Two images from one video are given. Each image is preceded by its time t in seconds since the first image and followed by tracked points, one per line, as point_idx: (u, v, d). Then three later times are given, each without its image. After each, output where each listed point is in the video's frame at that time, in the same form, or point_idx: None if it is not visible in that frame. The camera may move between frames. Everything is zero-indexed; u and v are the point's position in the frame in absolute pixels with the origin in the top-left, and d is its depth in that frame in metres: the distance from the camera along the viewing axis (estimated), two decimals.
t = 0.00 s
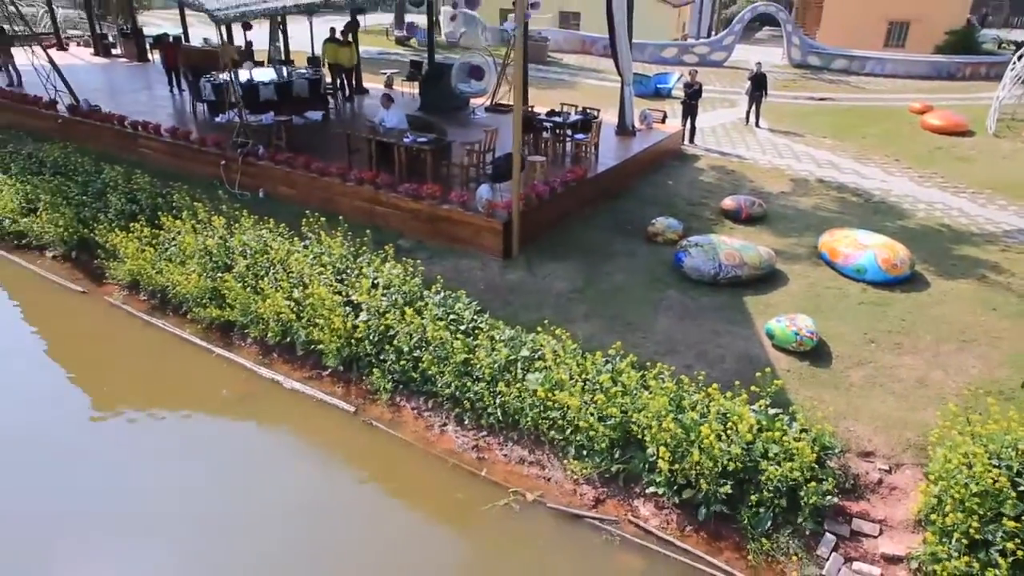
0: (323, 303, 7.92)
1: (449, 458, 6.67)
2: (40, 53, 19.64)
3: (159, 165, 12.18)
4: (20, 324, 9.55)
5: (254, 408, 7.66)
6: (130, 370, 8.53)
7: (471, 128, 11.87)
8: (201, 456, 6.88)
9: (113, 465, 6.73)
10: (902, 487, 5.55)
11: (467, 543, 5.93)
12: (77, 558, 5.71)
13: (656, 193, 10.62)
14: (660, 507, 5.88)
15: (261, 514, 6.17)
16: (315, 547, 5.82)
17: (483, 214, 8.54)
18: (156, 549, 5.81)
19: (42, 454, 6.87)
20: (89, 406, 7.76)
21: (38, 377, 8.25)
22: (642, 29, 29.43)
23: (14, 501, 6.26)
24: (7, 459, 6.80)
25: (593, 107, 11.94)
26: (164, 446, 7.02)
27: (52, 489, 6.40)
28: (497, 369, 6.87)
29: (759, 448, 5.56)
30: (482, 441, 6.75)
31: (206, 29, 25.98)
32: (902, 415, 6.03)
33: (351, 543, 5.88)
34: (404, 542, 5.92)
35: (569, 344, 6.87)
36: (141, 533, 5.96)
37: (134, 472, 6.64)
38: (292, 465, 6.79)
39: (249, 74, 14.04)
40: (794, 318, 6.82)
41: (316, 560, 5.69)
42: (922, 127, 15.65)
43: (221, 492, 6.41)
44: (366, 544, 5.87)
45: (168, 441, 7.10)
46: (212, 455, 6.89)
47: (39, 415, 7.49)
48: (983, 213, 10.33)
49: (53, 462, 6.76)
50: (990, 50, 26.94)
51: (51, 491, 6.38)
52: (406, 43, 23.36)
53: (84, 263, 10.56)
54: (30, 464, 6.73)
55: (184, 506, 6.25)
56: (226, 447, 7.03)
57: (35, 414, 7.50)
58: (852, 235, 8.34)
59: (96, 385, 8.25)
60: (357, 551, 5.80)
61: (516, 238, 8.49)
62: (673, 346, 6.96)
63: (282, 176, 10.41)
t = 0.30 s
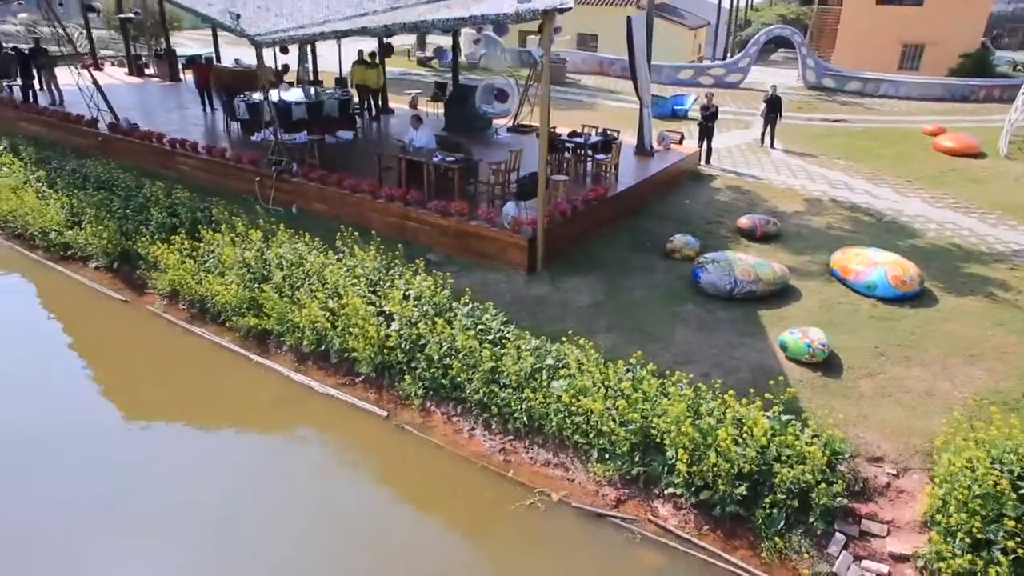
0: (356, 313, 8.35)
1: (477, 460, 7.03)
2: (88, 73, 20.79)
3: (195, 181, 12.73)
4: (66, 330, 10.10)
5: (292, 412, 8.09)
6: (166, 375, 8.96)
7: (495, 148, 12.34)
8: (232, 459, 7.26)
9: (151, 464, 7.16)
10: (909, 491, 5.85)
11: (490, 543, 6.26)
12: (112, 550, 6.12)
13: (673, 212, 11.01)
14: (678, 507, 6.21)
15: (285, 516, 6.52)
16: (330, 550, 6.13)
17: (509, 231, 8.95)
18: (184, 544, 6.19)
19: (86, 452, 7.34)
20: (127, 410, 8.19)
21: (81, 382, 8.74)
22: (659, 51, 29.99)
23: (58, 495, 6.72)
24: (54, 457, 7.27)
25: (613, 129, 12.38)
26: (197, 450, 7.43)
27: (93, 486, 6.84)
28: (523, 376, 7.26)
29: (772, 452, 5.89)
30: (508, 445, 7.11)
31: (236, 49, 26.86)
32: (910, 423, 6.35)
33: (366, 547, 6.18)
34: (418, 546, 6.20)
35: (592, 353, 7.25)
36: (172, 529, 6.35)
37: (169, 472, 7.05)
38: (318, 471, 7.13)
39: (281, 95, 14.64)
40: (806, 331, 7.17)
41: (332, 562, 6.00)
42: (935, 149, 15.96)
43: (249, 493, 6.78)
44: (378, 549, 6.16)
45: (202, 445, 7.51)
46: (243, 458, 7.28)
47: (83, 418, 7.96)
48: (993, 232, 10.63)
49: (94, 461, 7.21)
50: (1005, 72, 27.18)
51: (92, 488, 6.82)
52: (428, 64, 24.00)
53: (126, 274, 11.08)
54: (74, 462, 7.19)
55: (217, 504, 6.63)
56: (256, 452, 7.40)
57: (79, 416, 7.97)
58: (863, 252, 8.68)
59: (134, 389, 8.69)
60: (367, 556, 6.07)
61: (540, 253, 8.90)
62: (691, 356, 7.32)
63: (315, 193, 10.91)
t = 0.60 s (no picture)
0: (379, 326, 8.73)
1: (496, 466, 7.34)
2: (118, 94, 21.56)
3: (220, 200, 13.22)
4: (94, 343, 10.51)
5: (317, 421, 8.43)
6: (190, 386, 9.31)
7: (509, 168, 12.76)
8: (255, 466, 7.59)
9: (180, 471, 7.50)
10: (909, 497, 6.14)
11: (509, 546, 6.56)
12: (145, 550, 6.44)
13: (683, 231, 11.38)
14: (689, 512, 6.49)
15: (307, 519, 6.82)
16: (349, 552, 6.42)
17: (526, 249, 9.34)
18: (211, 545, 6.51)
19: (116, 460, 7.69)
20: (151, 421, 8.53)
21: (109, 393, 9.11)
22: (668, 74, 30.53)
23: (90, 499, 7.05)
24: (85, 463, 7.61)
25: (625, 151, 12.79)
26: (222, 458, 7.76)
27: (124, 491, 7.18)
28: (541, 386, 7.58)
29: (779, 459, 6.19)
30: (526, 452, 7.42)
31: (256, 72, 27.57)
32: (912, 433, 6.64)
33: (384, 550, 6.47)
34: (432, 550, 6.48)
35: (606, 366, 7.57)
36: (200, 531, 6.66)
37: (196, 479, 7.38)
38: (339, 479, 7.45)
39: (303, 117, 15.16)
40: (811, 345, 7.49)
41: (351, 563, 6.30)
42: (939, 172, 16.29)
43: (272, 498, 7.10)
44: (396, 552, 6.45)
45: (227, 454, 7.84)
46: (265, 465, 7.60)
47: (111, 427, 8.32)
48: (994, 252, 10.93)
49: (123, 468, 7.55)
50: (1010, 96, 27.53)
51: (124, 492, 7.16)
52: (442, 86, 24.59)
53: (154, 288, 11.51)
54: (104, 468, 7.54)
55: (248, 507, 6.97)
56: (278, 460, 7.72)
57: (108, 425, 8.34)
58: (867, 271, 9.01)
59: (159, 399, 9.03)
60: (384, 558, 6.36)
61: (556, 270, 9.27)
62: (701, 369, 7.64)
63: (337, 211, 11.33)
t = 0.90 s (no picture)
0: (404, 336, 9.15)
1: (516, 468, 7.71)
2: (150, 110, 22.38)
3: (248, 214, 13.76)
4: (126, 350, 10.97)
5: (345, 425, 8.85)
6: (218, 393, 9.72)
7: (526, 186, 13.21)
8: (287, 468, 7.99)
9: (216, 471, 7.92)
10: (910, 499, 6.47)
11: (528, 545, 6.92)
12: (184, 544, 6.81)
13: (695, 248, 11.78)
14: (699, 512, 6.84)
15: (336, 518, 7.20)
16: (376, 549, 6.79)
17: (543, 263, 9.77)
18: (245, 540, 6.88)
19: (152, 460, 8.09)
20: (181, 426, 8.91)
21: (142, 398, 9.53)
22: (680, 94, 31.06)
23: (132, 496, 7.46)
24: (125, 462, 8.03)
25: (638, 170, 13.22)
26: (252, 460, 8.16)
27: (161, 489, 7.57)
28: (559, 393, 7.96)
29: (786, 462, 6.54)
30: (544, 456, 7.78)
31: (278, 90, 28.32)
32: (913, 440, 6.97)
33: (411, 547, 6.84)
34: (456, 548, 6.85)
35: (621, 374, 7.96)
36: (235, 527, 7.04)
37: (230, 479, 7.78)
38: (364, 481, 7.84)
39: (327, 134, 15.71)
40: (817, 356, 7.85)
41: (378, 560, 6.65)
42: (946, 192, 16.62)
43: (300, 498, 7.47)
44: (422, 549, 6.82)
45: (260, 455, 8.26)
46: (294, 468, 7.99)
47: (149, 429, 8.76)
48: (997, 270, 11.26)
49: (159, 468, 7.95)
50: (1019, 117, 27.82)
51: (162, 490, 7.56)
52: (459, 105, 25.20)
53: (185, 298, 12.00)
54: (142, 468, 7.94)
55: (281, 505, 7.36)
56: (306, 463, 8.11)
57: (144, 427, 8.76)
58: (872, 286, 9.38)
59: (188, 405, 9.43)
60: (411, 555, 6.73)
61: (573, 283, 9.69)
62: (712, 377, 8.02)
63: (362, 226, 11.82)
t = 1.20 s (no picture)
0: (428, 338, 9.55)
1: (536, 465, 8.07)
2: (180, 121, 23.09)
3: (275, 222, 14.26)
4: (159, 352, 11.43)
5: (372, 423, 9.26)
6: (246, 392, 10.14)
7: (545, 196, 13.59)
8: (317, 464, 8.40)
9: (251, 467, 8.34)
10: (916, 497, 6.75)
11: (548, 538, 7.26)
12: (222, 535, 7.22)
13: (709, 257, 12.11)
14: (712, 508, 7.15)
15: (363, 512, 7.58)
16: (402, 542, 7.15)
17: (563, 270, 10.16)
18: (280, 532, 7.27)
19: (188, 458, 8.51)
20: (216, 424, 9.36)
21: (175, 399, 9.95)
22: (695, 106, 31.42)
23: (172, 490, 7.90)
24: (165, 458, 8.47)
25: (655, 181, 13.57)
26: (283, 458, 8.56)
27: (200, 484, 8.00)
28: (577, 394, 8.31)
29: (796, 459, 6.85)
30: (563, 453, 8.12)
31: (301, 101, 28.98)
32: (919, 441, 7.26)
33: (436, 539, 7.20)
34: (479, 542, 7.20)
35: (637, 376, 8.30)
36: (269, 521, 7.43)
37: (263, 475, 8.18)
38: (391, 478, 8.22)
39: (351, 145, 16.20)
40: (826, 361, 8.16)
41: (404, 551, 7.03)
42: (959, 203, 16.82)
43: (331, 493, 7.87)
44: (447, 541, 7.18)
45: (291, 452, 8.67)
46: (324, 465, 8.39)
47: (186, 427, 9.21)
48: (1008, 280, 11.49)
49: (195, 465, 8.37)
50: None
51: (200, 486, 7.97)
52: (478, 116, 25.70)
53: (216, 302, 12.49)
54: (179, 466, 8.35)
55: (312, 500, 7.75)
56: (334, 460, 8.51)
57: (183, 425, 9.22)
58: (882, 294, 9.67)
59: (218, 406, 9.84)
60: (436, 547, 7.09)
61: (591, 290, 10.06)
62: (725, 380, 8.34)
63: (386, 234, 12.26)
